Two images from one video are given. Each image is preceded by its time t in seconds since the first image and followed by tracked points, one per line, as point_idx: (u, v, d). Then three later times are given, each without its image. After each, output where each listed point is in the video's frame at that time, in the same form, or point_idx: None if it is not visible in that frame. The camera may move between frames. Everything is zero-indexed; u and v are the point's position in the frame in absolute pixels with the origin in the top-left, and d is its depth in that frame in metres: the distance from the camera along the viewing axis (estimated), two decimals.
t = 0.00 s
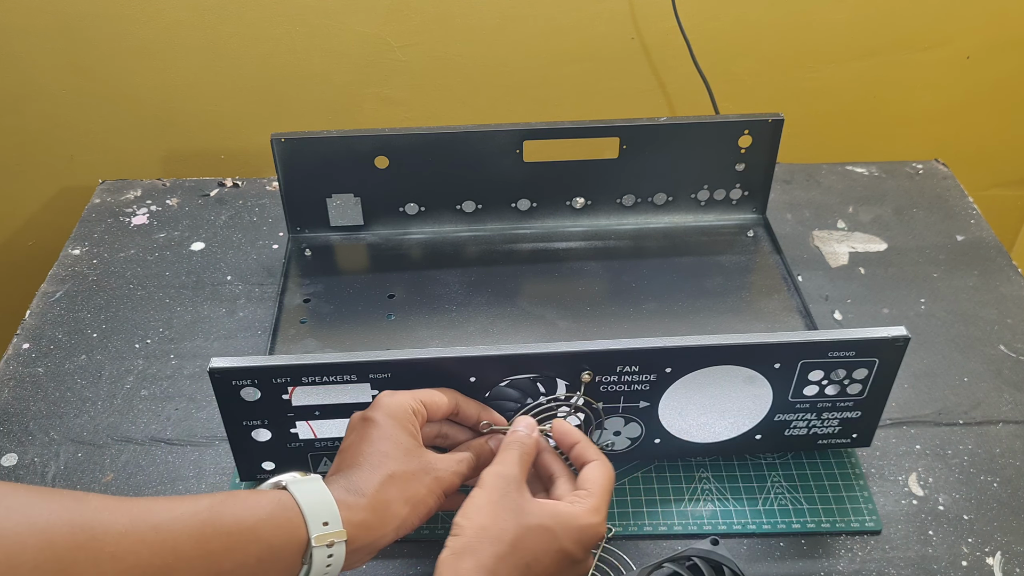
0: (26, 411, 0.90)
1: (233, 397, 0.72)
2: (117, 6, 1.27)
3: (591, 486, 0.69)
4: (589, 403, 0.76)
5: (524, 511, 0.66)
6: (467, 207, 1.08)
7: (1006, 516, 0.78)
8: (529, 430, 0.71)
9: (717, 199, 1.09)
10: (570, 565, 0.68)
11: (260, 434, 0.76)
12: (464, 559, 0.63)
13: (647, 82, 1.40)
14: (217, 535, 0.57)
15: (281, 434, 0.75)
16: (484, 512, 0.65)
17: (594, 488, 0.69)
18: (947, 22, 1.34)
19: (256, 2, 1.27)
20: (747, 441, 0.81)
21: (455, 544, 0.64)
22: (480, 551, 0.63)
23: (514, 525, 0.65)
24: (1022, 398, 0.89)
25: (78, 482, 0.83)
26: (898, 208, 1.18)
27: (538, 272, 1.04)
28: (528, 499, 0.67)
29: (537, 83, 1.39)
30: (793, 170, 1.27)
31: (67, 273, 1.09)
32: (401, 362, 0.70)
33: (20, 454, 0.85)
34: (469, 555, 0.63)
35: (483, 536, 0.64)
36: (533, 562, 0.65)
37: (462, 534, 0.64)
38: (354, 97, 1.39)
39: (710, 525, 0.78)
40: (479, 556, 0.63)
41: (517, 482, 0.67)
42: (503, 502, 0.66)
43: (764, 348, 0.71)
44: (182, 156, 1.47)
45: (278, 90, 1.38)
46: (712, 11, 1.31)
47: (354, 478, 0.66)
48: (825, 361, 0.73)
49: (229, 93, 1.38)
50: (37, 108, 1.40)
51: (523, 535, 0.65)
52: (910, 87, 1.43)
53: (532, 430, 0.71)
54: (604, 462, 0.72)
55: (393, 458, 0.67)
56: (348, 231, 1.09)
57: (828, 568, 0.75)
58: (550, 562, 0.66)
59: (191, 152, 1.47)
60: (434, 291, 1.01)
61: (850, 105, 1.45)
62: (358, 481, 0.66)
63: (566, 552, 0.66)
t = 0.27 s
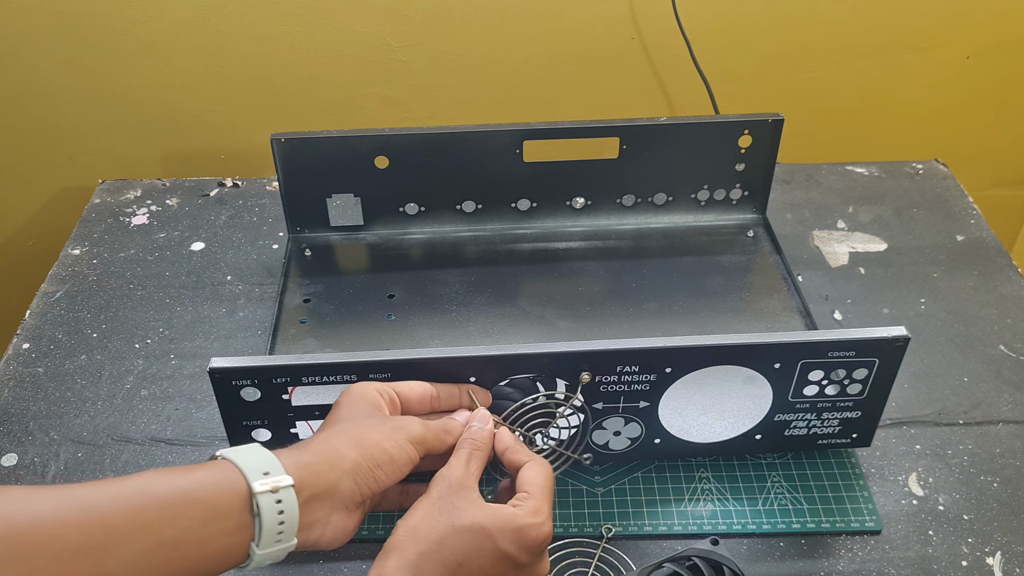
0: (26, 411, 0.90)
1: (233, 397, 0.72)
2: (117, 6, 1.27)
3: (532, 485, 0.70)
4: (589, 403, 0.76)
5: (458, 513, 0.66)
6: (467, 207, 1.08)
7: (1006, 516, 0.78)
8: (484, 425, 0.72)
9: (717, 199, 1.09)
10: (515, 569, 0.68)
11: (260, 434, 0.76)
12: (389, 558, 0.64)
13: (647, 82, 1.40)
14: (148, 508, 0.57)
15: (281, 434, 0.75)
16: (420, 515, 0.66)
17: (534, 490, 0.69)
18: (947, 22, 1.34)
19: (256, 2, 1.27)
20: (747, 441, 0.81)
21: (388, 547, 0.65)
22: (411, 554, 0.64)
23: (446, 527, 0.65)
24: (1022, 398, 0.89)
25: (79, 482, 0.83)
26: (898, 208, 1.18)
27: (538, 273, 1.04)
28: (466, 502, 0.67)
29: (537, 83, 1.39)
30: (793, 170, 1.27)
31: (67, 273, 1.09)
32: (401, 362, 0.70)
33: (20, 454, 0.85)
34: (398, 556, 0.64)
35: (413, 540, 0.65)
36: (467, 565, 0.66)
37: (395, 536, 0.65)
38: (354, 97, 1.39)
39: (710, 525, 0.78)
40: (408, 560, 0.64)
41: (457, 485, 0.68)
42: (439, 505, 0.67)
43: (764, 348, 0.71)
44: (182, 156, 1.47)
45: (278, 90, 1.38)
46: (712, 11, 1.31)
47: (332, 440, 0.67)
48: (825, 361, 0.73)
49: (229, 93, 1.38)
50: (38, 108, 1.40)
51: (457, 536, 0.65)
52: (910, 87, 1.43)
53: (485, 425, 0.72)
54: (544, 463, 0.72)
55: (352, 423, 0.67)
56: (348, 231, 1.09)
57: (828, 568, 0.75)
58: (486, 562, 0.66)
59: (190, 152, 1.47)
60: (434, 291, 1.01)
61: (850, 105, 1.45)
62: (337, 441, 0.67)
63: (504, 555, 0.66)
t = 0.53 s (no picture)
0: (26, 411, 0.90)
1: (233, 397, 0.72)
2: (117, 6, 1.27)
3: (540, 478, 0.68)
4: (589, 403, 0.76)
5: (479, 506, 0.64)
6: (467, 207, 1.08)
7: (1006, 516, 0.78)
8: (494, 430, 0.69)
9: (717, 199, 1.09)
10: (529, 561, 0.67)
11: (260, 434, 0.76)
12: (415, 553, 0.62)
13: (647, 82, 1.40)
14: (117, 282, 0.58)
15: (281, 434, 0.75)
16: (441, 508, 0.64)
17: (542, 482, 0.68)
18: (947, 22, 1.34)
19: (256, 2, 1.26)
20: (747, 441, 0.81)
21: (409, 546, 0.62)
22: (436, 552, 0.62)
23: (467, 522, 0.63)
24: (1022, 398, 0.89)
25: (79, 482, 0.83)
26: (898, 208, 1.18)
27: (538, 272, 1.04)
28: (485, 498, 0.65)
29: (537, 83, 1.39)
30: (793, 170, 1.27)
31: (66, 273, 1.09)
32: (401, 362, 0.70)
33: (20, 454, 0.85)
34: (423, 556, 0.61)
35: (438, 537, 0.62)
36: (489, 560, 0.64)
37: (418, 532, 0.63)
38: (354, 96, 1.39)
39: (710, 525, 0.78)
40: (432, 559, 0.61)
41: (475, 480, 0.65)
42: (459, 499, 0.64)
43: (764, 348, 0.71)
44: (182, 156, 1.47)
45: (278, 90, 1.38)
46: (712, 11, 1.31)
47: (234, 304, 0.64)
48: (825, 361, 0.73)
49: (229, 93, 1.38)
50: (37, 108, 1.40)
51: (478, 530, 0.63)
52: (910, 87, 1.43)
53: (494, 429, 0.69)
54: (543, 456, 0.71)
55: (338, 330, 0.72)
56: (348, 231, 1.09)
57: (828, 568, 0.75)
58: (507, 555, 0.64)
59: (190, 151, 1.47)
60: (434, 291, 1.01)
61: (850, 104, 1.45)
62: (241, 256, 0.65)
63: (524, 547, 0.65)
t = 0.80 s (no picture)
0: (26, 411, 0.90)
1: (233, 397, 0.72)
2: (117, 6, 1.27)
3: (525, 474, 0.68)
4: (589, 403, 0.76)
5: (457, 497, 0.64)
6: (467, 207, 1.08)
7: (1006, 516, 0.78)
8: (492, 428, 0.69)
9: (717, 199, 1.09)
10: (510, 553, 0.66)
11: (260, 434, 0.76)
12: (388, 542, 0.62)
13: (646, 82, 1.40)
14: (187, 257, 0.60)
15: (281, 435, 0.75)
16: (419, 499, 0.64)
17: (528, 477, 0.67)
18: (947, 22, 1.34)
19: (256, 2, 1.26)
20: (747, 441, 0.81)
21: (385, 538, 0.63)
22: (411, 543, 0.62)
23: (443, 514, 0.63)
24: (1022, 398, 0.89)
25: (79, 482, 0.83)
26: (898, 208, 1.18)
27: (538, 272, 1.04)
28: (465, 490, 0.65)
29: (537, 83, 1.39)
30: (793, 170, 1.27)
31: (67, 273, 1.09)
32: (401, 362, 0.70)
33: (21, 454, 0.85)
34: (399, 547, 0.62)
35: (413, 528, 0.62)
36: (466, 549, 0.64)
37: (395, 521, 0.63)
38: (354, 96, 1.39)
39: (710, 525, 0.78)
40: (404, 550, 0.62)
41: (456, 472, 0.65)
42: (437, 490, 0.64)
43: (764, 348, 0.71)
44: (182, 155, 1.47)
45: (278, 90, 1.38)
46: (712, 11, 1.31)
47: (236, 290, 0.64)
48: (825, 361, 0.73)
49: (229, 93, 1.38)
50: (38, 108, 1.40)
51: (456, 522, 0.63)
52: (910, 87, 1.43)
53: (493, 428, 0.69)
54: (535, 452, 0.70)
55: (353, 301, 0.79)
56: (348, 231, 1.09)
57: (828, 568, 0.75)
58: (483, 548, 0.64)
59: (190, 151, 1.47)
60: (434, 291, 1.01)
61: (849, 104, 1.45)
62: (247, 246, 0.65)
63: (504, 539, 0.64)
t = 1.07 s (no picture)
0: (26, 411, 0.90)
1: (233, 397, 0.72)
2: (117, 6, 1.27)
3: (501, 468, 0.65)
4: (589, 403, 0.76)
5: (424, 480, 0.61)
6: (467, 207, 1.08)
7: (1006, 516, 0.78)
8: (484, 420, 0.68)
9: (717, 199, 1.09)
10: (473, 543, 0.63)
11: (260, 434, 0.76)
12: (348, 522, 0.60)
13: (646, 82, 1.40)
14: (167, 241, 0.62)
15: (281, 435, 0.75)
16: (386, 480, 0.62)
17: (504, 470, 0.65)
18: (947, 22, 1.34)
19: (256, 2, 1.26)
20: (747, 441, 0.81)
21: (346, 517, 0.61)
22: (371, 523, 0.59)
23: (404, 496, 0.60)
24: (1022, 398, 0.89)
25: (79, 482, 0.83)
26: (898, 208, 1.18)
27: (538, 272, 1.04)
28: (434, 474, 0.62)
29: (537, 83, 1.39)
30: (793, 170, 1.27)
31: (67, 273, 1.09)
32: (401, 362, 0.70)
33: (20, 454, 0.85)
34: (358, 527, 0.59)
35: (375, 507, 0.60)
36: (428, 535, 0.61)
37: (360, 500, 0.61)
38: (354, 97, 1.39)
39: (710, 525, 0.78)
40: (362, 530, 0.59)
41: (427, 456, 0.63)
42: (404, 472, 0.62)
43: (764, 348, 0.71)
44: (182, 155, 1.47)
45: (278, 90, 1.38)
46: (713, 11, 1.31)
47: (222, 272, 0.66)
48: (825, 361, 0.73)
49: (229, 93, 1.38)
50: (38, 108, 1.40)
51: (419, 505, 0.60)
52: (910, 87, 1.43)
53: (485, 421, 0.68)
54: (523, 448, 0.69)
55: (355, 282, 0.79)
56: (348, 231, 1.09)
57: (828, 568, 0.75)
58: (445, 534, 0.61)
59: (190, 151, 1.47)
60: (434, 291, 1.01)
61: (850, 104, 1.45)
62: (233, 229, 0.67)
63: (467, 527, 0.61)
